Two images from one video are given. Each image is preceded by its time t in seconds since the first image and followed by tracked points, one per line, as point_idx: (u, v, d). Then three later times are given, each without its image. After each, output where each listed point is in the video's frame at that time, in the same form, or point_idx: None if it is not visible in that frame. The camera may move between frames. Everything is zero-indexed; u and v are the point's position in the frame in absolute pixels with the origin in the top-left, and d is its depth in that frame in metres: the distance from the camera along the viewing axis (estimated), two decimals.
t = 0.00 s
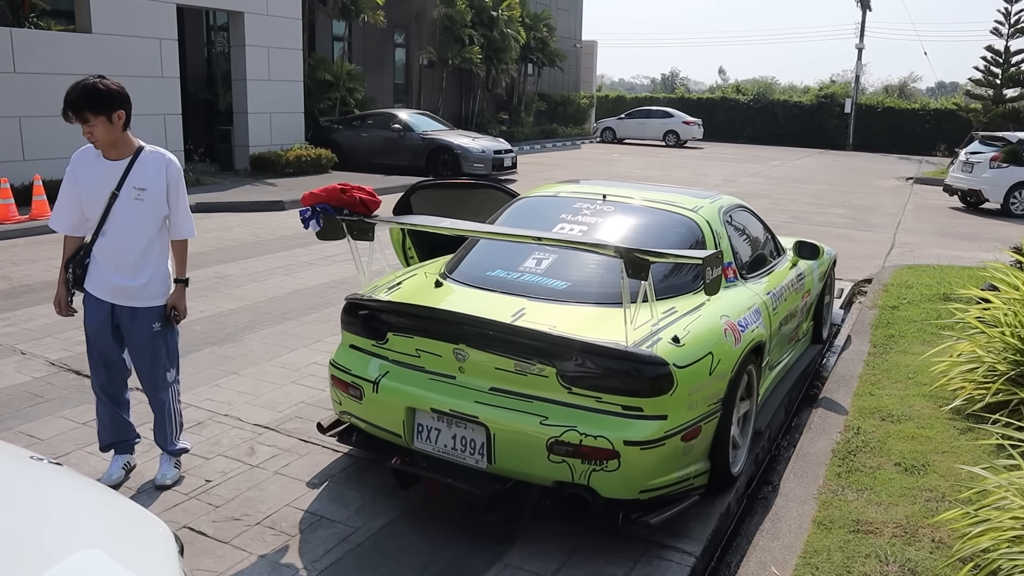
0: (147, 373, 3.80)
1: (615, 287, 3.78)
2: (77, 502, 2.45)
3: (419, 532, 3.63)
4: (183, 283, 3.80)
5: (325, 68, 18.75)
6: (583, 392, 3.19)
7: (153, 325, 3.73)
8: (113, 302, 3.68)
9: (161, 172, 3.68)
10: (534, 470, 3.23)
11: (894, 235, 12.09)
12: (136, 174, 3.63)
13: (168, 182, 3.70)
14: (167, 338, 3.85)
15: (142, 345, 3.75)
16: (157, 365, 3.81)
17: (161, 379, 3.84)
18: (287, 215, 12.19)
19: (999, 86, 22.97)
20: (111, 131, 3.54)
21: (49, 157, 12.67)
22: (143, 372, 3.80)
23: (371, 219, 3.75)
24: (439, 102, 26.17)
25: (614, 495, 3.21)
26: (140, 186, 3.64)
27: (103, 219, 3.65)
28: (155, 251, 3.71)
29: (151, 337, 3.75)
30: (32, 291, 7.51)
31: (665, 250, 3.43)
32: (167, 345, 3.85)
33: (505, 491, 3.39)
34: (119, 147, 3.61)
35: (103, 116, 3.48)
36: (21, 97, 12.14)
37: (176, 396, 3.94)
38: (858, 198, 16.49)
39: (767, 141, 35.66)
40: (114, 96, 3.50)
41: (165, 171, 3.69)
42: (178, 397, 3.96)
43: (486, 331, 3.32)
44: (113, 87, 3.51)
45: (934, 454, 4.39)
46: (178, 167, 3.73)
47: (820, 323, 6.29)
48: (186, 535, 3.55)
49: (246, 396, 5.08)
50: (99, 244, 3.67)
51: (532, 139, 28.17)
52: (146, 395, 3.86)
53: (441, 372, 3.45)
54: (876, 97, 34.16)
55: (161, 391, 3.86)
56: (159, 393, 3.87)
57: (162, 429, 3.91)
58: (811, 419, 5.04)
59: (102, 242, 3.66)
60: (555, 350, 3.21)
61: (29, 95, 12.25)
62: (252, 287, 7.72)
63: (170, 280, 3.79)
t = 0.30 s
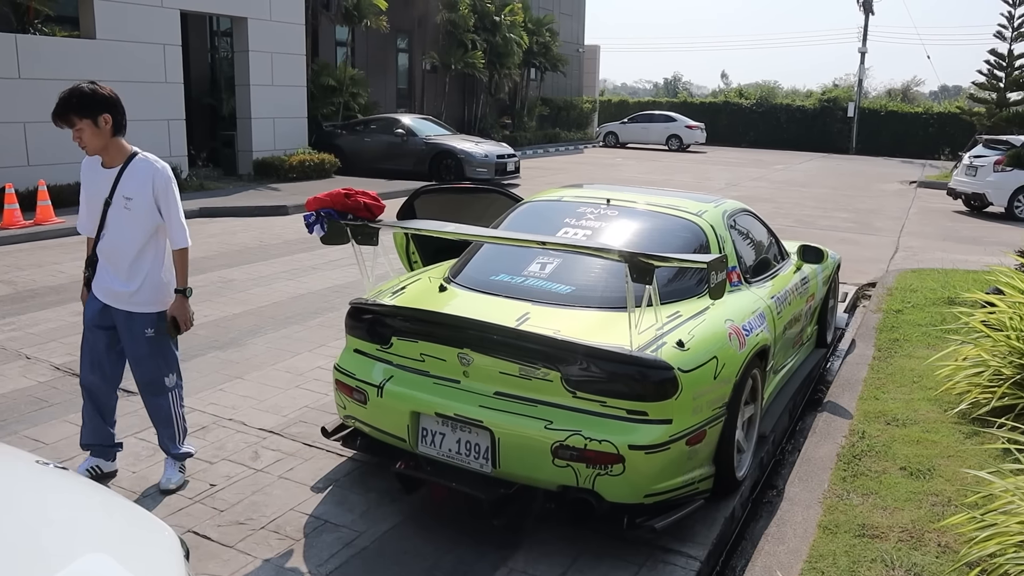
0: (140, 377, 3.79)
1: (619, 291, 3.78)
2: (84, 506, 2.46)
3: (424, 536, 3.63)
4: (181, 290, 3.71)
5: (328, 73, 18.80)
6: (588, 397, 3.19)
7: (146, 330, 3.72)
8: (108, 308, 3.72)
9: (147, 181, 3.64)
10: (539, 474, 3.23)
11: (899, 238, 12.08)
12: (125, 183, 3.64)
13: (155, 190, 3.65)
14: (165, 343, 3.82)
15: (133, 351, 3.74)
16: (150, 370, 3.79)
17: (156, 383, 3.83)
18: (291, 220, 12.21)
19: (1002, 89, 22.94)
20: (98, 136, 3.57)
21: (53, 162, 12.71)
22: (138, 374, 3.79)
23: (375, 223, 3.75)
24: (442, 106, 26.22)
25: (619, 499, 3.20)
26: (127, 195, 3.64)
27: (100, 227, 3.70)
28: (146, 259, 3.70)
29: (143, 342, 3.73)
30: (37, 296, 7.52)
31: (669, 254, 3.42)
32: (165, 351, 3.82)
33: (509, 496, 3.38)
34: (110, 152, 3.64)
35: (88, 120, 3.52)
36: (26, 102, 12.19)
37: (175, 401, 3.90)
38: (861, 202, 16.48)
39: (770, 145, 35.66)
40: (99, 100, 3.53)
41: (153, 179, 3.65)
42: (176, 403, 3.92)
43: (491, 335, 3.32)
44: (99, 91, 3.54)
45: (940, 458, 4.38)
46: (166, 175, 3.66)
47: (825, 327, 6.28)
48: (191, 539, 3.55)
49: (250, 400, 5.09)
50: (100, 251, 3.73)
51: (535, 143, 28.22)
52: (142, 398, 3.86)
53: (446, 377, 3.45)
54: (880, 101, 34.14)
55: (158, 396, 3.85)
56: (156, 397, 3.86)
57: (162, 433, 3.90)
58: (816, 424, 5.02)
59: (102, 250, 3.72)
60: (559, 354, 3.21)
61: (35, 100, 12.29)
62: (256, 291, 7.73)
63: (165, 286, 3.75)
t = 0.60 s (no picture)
0: (123, 378, 3.78)
1: (628, 295, 3.77)
2: (94, 504, 2.47)
3: (430, 538, 3.62)
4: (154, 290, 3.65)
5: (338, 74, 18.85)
6: (596, 400, 3.18)
7: (123, 334, 3.69)
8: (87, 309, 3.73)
9: (110, 180, 3.60)
10: (546, 477, 3.22)
11: (908, 244, 12.02)
12: (91, 183, 3.62)
13: (117, 189, 3.61)
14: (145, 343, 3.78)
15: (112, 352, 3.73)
16: (133, 371, 3.77)
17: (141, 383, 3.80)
18: (299, 220, 12.24)
19: (1014, 95, 22.81)
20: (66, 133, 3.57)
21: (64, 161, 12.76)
22: (121, 375, 3.79)
23: (385, 224, 3.77)
24: (451, 108, 26.25)
25: (626, 502, 3.19)
26: (93, 195, 3.62)
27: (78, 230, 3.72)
28: (117, 259, 3.67)
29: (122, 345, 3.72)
30: (47, 294, 7.55)
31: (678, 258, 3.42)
32: (146, 351, 3.78)
33: (516, 498, 3.38)
34: (78, 151, 3.63)
35: (53, 117, 3.53)
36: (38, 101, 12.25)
37: (165, 402, 3.87)
38: (871, 207, 16.41)
39: (779, 149, 35.58)
40: (64, 98, 3.53)
41: (115, 178, 3.61)
42: (167, 403, 3.88)
43: (499, 337, 3.32)
44: (67, 90, 3.56)
45: (949, 465, 4.35)
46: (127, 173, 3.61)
47: (833, 332, 6.25)
48: (198, 539, 3.56)
49: (258, 400, 5.10)
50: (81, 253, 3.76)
51: (544, 146, 28.22)
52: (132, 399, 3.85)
53: (454, 378, 3.45)
54: (890, 106, 33.99)
55: (146, 396, 3.82)
56: (145, 397, 3.83)
57: (159, 432, 3.91)
58: (824, 429, 5.00)
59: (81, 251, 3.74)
60: (568, 356, 3.21)
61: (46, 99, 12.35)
62: (265, 292, 7.75)
63: (142, 286, 3.70)
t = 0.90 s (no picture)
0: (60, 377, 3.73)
1: (631, 294, 3.77)
2: (97, 500, 2.48)
3: (433, 536, 3.62)
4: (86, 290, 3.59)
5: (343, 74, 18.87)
6: (599, 399, 3.18)
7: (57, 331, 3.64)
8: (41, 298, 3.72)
9: (57, 173, 3.55)
10: (549, 476, 3.22)
11: (914, 245, 11.97)
12: (43, 175, 3.59)
13: (63, 183, 3.55)
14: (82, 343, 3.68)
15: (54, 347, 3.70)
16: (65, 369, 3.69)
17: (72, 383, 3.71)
18: (304, 219, 12.26)
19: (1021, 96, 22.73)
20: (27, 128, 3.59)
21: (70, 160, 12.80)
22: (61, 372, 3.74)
23: (388, 222, 3.77)
24: (456, 107, 26.25)
25: (629, 502, 3.19)
26: (44, 187, 3.59)
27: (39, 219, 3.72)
28: (63, 254, 3.63)
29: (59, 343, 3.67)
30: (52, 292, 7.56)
31: (683, 257, 3.41)
32: (78, 351, 3.68)
33: (520, 497, 3.38)
34: (40, 146, 3.62)
35: (15, 113, 3.57)
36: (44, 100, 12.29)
37: (93, 408, 3.73)
38: (877, 207, 16.37)
39: (784, 150, 35.51)
40: (25, 93, 3.55)
41: (62, 171, 3.55)
42: (95, 409, 3.73)
43: (502, 336, 3.32)
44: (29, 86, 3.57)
45: (954, 466, 4.34)
46: (72, 169, 3.54)
47: (838, 332, 6.23)
48: (201, 536, 3.56)
49: (262, 398, 5.10)
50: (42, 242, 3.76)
51: (548, 146, 28.21)
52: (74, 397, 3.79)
53: (457, 377, 3.45)
54: (896, 106, 33.88)
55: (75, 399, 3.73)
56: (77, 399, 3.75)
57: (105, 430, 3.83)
58: (828, 429, 4.98)
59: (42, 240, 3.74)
60: (571, 355, 3.21)
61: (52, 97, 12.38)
62: (269, 290, 7.76)
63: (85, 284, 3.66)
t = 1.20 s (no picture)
0: None
1: (631, 291, 3.77)
2: (98, 497, 2.48)
3: (433, 533, 3.63)
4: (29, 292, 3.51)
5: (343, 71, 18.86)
6: (599, 396, 3.18)
7: None
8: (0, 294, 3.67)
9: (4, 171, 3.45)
10: (548, 473, 3.23)
11: (914, 242, 11.97)
12: None
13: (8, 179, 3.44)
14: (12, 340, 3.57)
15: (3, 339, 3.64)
16: None
17: None
18: (304, 217, 12.26)
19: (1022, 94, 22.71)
20: None
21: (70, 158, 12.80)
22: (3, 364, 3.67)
23: (388, 220, 3.76)
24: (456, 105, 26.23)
25: (629, 499, 3.19)
26: None
27: None
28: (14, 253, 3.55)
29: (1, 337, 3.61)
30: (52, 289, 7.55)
31: (682, 255, 3.41)
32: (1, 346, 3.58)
33: (519, 494, 3.38)
34: None
35: None
36: (44, 97, 12.29)
37: None
38: (877, 205, 16.37)
39: (784, 147, 35.49)
40: None
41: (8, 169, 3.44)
42: None
43: (502, 333, 3.32)
44: None
45: (954, 464, 4.34)
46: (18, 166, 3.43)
47: (838, 330, 6.23)
48: (201, 533, 3.57)
49: (262, 395, 5.11)
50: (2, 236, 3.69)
51: (548, 143, 28.20)
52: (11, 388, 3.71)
53: (456, 374, 3.45)
54: (897, 104, 33.84)
55: None
56: None
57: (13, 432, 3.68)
58: (828, 427, 4.99)
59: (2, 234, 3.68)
60: (570, 353, 3.21)
61: (52, 95, 12.38)
62: (269, 288, 7.76)
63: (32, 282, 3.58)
